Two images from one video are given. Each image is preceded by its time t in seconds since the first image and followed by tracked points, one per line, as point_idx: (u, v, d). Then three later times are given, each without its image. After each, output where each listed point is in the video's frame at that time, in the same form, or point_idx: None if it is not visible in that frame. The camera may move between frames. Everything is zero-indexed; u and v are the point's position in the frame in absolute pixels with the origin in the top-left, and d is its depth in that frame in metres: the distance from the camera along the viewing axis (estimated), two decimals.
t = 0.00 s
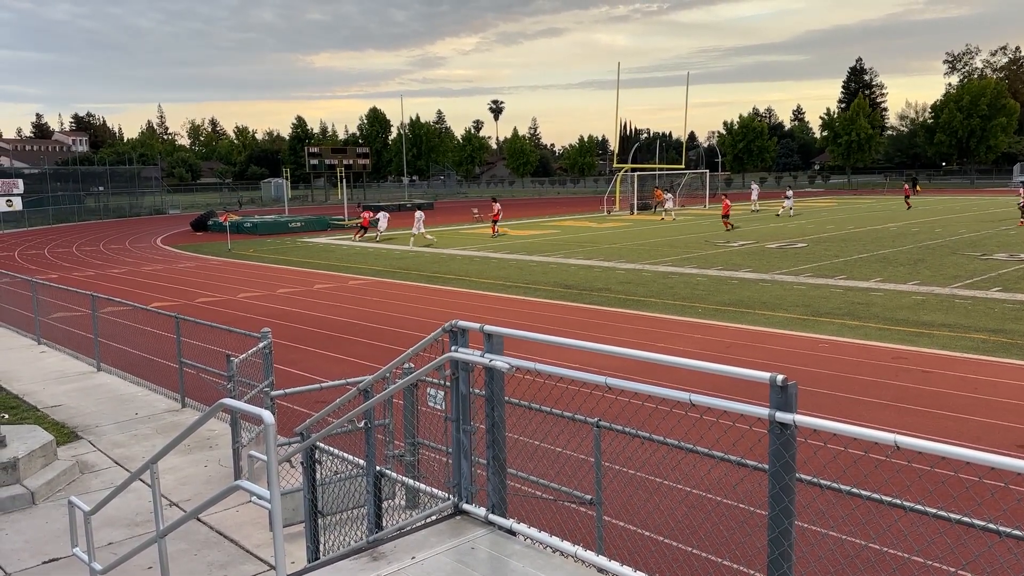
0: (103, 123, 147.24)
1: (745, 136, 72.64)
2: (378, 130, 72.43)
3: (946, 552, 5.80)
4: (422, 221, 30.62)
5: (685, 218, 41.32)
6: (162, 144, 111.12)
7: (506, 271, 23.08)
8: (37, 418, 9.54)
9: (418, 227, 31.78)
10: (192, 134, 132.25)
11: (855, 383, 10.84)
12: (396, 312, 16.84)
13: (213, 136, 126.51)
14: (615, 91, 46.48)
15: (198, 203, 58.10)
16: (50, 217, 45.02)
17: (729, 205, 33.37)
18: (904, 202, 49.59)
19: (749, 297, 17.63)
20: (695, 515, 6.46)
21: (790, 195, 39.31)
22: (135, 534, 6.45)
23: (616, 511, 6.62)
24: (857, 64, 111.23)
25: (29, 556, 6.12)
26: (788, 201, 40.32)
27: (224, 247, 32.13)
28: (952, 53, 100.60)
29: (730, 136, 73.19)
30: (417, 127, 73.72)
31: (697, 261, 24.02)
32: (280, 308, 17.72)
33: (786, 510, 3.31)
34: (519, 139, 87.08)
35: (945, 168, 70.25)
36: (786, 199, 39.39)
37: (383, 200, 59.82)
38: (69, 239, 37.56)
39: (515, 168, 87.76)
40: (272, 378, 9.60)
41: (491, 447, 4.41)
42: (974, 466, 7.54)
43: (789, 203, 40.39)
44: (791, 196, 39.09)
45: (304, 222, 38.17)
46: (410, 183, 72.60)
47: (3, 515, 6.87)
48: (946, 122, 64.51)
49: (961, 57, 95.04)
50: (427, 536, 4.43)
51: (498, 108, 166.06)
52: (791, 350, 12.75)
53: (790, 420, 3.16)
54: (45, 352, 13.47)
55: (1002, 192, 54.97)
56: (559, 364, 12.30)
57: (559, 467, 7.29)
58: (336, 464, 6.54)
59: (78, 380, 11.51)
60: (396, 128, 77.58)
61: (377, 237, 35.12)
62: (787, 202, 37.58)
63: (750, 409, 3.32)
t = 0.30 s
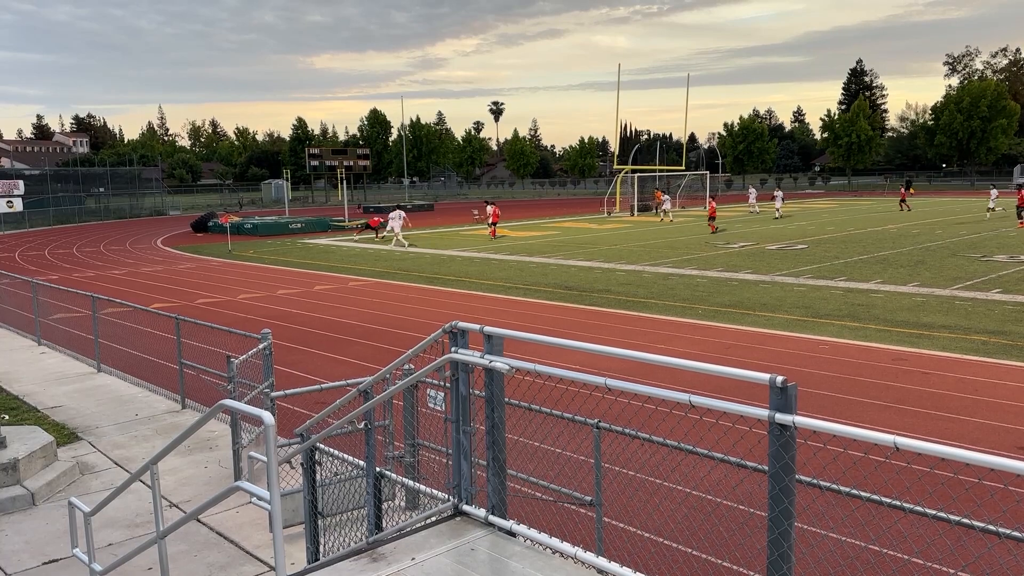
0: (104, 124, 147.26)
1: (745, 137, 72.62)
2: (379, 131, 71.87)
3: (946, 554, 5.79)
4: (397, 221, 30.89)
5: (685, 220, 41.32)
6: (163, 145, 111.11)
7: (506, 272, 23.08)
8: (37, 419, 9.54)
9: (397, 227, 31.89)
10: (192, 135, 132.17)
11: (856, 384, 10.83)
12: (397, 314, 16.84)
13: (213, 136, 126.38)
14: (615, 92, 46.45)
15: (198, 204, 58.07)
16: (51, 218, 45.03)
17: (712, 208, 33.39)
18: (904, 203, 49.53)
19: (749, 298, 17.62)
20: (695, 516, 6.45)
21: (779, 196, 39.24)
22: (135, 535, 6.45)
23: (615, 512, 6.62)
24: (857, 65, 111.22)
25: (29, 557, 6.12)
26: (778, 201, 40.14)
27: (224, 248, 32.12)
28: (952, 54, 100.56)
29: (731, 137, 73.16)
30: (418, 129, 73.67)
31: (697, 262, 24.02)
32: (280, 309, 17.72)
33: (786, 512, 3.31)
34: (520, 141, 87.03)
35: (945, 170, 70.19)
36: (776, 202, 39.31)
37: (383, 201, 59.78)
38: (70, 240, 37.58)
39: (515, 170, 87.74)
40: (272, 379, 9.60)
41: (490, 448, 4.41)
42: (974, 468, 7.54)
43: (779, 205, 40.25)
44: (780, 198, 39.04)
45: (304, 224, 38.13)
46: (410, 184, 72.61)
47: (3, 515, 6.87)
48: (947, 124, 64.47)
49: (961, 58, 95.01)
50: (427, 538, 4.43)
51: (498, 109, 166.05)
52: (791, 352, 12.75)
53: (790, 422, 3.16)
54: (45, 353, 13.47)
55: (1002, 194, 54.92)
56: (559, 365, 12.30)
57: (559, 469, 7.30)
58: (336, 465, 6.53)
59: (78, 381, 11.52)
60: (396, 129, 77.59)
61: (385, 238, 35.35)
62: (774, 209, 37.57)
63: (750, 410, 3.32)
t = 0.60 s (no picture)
0: (103, 126, 147.24)
1: (745, 138, 72.68)
2: (379, 133, 72.49)
3: (945, 555, 5.81)
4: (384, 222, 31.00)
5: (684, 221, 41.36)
6: (163, 147, 110.98)
7: (506, 273, 23.10)
8: (36, 421, 9.53)
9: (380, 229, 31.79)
10: (192, 136, 132.15)
11: (856, 386, 10.83)
12: (398, 315, 16.85)
13: (212, 137, 126.34)
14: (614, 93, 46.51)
15: (198, 206, 58.05)
16: (51, 219, 45.06)
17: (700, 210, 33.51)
18: (904, 204, 49.67)
19: (748, 299, 17.64)
20: (695, 517, 6.45)
21: (769, 198, 39.43)
22: (134, 536, 6.45)
23: (615, 513, 6.63)
24: (856, 67, 111.35)
25: (28, 558, 6.11)
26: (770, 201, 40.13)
27: (224, 249, 32.13)
28: (951, 56, 100.69)
29: (730, 139, 73.23)
30: (418, 130, 73.70)
31: (697, 263, 24.05)
32: (279, 311, 17.72)
33: (785, 514, 3.31)
34: (520, 142, 87.01)
35: (945, 171, 70.26)
36: (767, 203, 39.47)
37: (383, 202, 59.75)
38: (69, 242, 37.58)
39: (515, 171, 87.73)
40: (271, 381, 9.60)
41: (489, 450, 4.41)
42: (973, 469, 7.55)
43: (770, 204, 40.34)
44: (769, 200, 39.39)
45: (304, 225, 38.12)
46: (410, 185, 72.62)
47: (2, 517, 6.86)
48: (947, 125, 64.54)
49: (960, 60, 95.19)
50: (426, 539, 4.44)
51: (498, 111, 166.10)
52: (791, 353, 12.76)
53: (789, 423, 3.17)
54: (44, 354, 13.46)
55: (1001, 195, 55.04)
56: (559, 367, 12.31)
57: (558, 470, 7.30)
58: (336, 466, 6.52)
59: (78, 383, 11.52)
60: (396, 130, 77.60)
61: (387, 240, 35.40)
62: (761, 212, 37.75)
63: (749, 412, 3.32)
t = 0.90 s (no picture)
0: (102, 128, 147.21)
1: (744, 140, 72.71)
2: (378, 134, 72.42)
3: (944, 556, 5.81)
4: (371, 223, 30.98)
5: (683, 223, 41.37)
6: (162, 148, 110.93)
7: (504, 275, 23.10)
8: (35, 423, 9.53)
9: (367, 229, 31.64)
10: (191, 139, 132.13)
11: (855, 387, 10.83)
12: (397, 316, 16.85)
13: (211, 139, 126.34)
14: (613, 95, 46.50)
15: (197, 208, 58.02)
16: (49, 221, 45.03)
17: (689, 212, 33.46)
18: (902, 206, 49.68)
19: (747, 301, 17.65)
20: (694, 519, 6.46)
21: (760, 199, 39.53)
22: (133, 538, 6.45)
23: (614, 515, 6.62)
24: (855, 68, 111.49)
25: (27, 560, 6.11)
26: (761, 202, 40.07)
27: (223, 251, 32.10)
28: (950, 58, 100.73)
29: (729, 140, 73.25)
30: (417, 132, 73.70)
31: (696, 264, 24.06)
32: (278, 313, 17.71)
33: (784, 515, 3.32)
34: (519, 143, 87.02)
35: (944, 172, 70.29)
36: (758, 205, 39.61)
37: (382, 204, 59.80)
38: (68, 243, 37.56)
39: (514, 172, 87.72)
40: (270, 382, 9.60)
41: (488, 451, 4.41)
42: (971, 471, 7.57)
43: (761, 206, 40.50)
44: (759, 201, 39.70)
45: (303, 227, 38.11)
46: (409, 187, 72.62)
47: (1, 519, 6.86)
48: (945, 127, 64.63)
49: (959, 61, 95.36)
50: (425, 540, 4.44)
51: (497, 112, 166.14)
52: (789, 354, 12.77)
53: (788, 424, 3.18)
54: (43, 356, 13.46)
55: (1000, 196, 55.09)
56: (558, 369, 12.30)
57: (558, 472, 7.30)
58: (335, 468, 6.51)
59: (77, 385, 11.52)
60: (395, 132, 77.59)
61: (386, 241, 35.34)
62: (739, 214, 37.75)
63: (749, 413, 3.32)
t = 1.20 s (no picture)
0: (99, 131, 147.22)
1: (740, 141, 72.79)
2: (376, 136, 72.36)
3: (942, 556, 5.82)
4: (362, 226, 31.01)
5: (680, 224, 41.43)
6: (159, 150, 110.91)
7: (501, 277, 23.10)
8: (31, 426, 9.50)
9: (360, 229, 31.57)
10: (187, 141, 132.04)
11: (853, 388, 10.84)
12: (395, 318, 16.85)
13: (208, 141, 126.36)
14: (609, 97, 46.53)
15: (194, 210, 57.97)
16: (46, 224, 45.00)
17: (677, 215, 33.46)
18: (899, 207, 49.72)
19: (744, 302, 17.68)
20: (692, 520, 6.48)
21: (749, 200, 39.61)
22: (130, 541, 6.43)
23: (612, 517, 6.63)
24: (851, 69, 111.80)
25: (24, 564, 6.09)
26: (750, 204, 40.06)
27: (219, 253, 32.07)
28: (946, 59, 100.97)
29: (726, 142, 73.33)
30: (414, 134, 73.67)
31: (693, 266, 24.08)
32: (276, 315, 17.70)
33: (782, 517, 3.32)
34: (516, 145, 87.07)
35: (940, 173, 70.46)
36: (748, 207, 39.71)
37: (379, 206, 59.77)
38: (65, 246, 37.52)
39: (511, 174, 87.75)
40: (267, 385, 9.59)
41: (486, 453, 4.41)
42: (968, 471, 7.59)
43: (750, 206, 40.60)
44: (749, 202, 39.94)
45: (300, 229, 38.08)
46: (406, 189, 72.63)
47: None
48: (941, 128, 64.77)
49: (954, 63, 95.60)
50: (423, 543, 4.43)
51: (494, 114, 166.16)
52: (785, 355, 12.80)
53: (785, 425, 3.19)
54: (40, 359, 13.44)
55: (996, 197, 55.23)
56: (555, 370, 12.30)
57: (555, 474, 7.30)
58: (332, 471, 6.51)
59: (73, 388, 11.49)
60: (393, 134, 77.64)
61: (382, 243, 35.31)
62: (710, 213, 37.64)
63: (746, 414, 3.33)
